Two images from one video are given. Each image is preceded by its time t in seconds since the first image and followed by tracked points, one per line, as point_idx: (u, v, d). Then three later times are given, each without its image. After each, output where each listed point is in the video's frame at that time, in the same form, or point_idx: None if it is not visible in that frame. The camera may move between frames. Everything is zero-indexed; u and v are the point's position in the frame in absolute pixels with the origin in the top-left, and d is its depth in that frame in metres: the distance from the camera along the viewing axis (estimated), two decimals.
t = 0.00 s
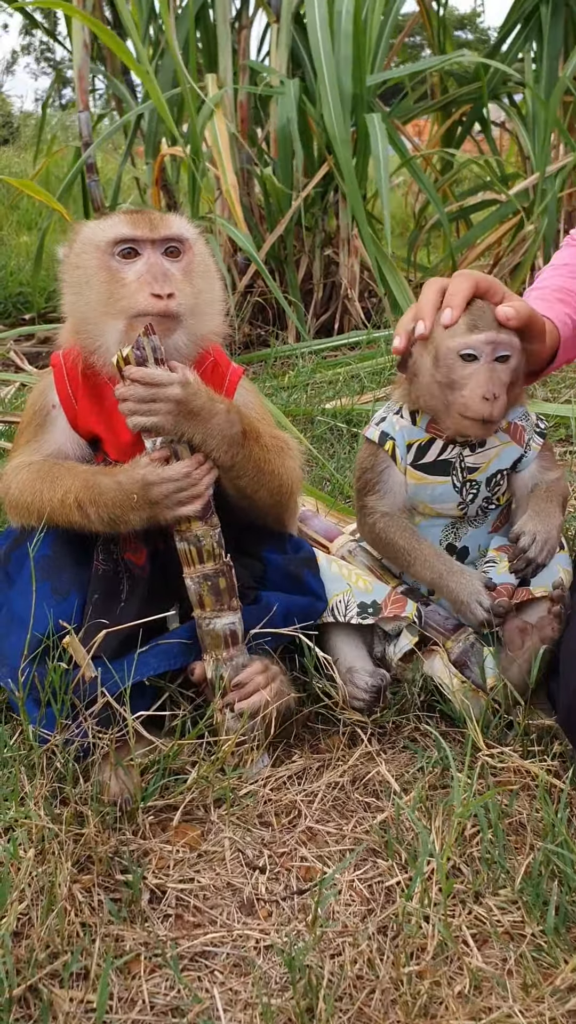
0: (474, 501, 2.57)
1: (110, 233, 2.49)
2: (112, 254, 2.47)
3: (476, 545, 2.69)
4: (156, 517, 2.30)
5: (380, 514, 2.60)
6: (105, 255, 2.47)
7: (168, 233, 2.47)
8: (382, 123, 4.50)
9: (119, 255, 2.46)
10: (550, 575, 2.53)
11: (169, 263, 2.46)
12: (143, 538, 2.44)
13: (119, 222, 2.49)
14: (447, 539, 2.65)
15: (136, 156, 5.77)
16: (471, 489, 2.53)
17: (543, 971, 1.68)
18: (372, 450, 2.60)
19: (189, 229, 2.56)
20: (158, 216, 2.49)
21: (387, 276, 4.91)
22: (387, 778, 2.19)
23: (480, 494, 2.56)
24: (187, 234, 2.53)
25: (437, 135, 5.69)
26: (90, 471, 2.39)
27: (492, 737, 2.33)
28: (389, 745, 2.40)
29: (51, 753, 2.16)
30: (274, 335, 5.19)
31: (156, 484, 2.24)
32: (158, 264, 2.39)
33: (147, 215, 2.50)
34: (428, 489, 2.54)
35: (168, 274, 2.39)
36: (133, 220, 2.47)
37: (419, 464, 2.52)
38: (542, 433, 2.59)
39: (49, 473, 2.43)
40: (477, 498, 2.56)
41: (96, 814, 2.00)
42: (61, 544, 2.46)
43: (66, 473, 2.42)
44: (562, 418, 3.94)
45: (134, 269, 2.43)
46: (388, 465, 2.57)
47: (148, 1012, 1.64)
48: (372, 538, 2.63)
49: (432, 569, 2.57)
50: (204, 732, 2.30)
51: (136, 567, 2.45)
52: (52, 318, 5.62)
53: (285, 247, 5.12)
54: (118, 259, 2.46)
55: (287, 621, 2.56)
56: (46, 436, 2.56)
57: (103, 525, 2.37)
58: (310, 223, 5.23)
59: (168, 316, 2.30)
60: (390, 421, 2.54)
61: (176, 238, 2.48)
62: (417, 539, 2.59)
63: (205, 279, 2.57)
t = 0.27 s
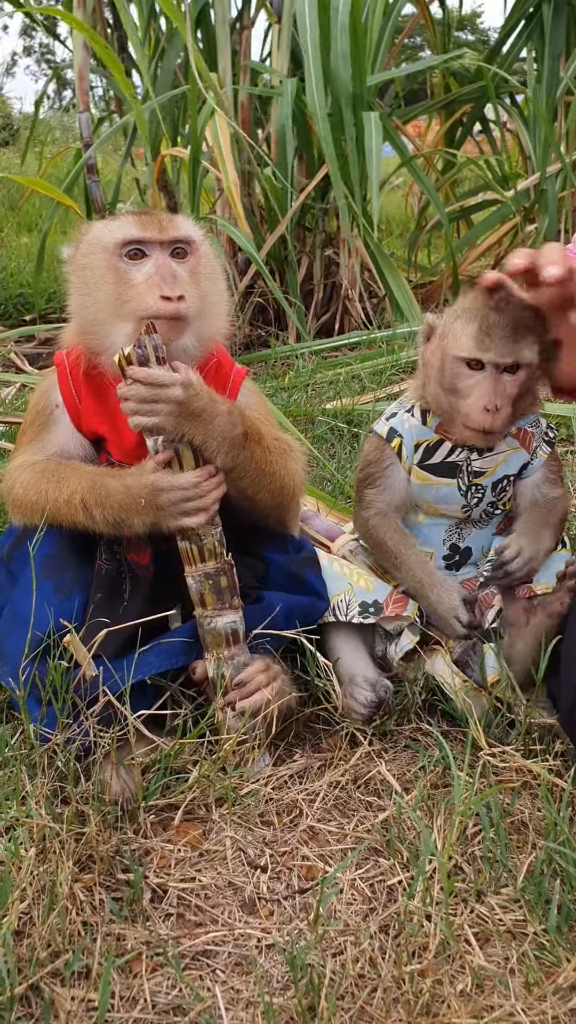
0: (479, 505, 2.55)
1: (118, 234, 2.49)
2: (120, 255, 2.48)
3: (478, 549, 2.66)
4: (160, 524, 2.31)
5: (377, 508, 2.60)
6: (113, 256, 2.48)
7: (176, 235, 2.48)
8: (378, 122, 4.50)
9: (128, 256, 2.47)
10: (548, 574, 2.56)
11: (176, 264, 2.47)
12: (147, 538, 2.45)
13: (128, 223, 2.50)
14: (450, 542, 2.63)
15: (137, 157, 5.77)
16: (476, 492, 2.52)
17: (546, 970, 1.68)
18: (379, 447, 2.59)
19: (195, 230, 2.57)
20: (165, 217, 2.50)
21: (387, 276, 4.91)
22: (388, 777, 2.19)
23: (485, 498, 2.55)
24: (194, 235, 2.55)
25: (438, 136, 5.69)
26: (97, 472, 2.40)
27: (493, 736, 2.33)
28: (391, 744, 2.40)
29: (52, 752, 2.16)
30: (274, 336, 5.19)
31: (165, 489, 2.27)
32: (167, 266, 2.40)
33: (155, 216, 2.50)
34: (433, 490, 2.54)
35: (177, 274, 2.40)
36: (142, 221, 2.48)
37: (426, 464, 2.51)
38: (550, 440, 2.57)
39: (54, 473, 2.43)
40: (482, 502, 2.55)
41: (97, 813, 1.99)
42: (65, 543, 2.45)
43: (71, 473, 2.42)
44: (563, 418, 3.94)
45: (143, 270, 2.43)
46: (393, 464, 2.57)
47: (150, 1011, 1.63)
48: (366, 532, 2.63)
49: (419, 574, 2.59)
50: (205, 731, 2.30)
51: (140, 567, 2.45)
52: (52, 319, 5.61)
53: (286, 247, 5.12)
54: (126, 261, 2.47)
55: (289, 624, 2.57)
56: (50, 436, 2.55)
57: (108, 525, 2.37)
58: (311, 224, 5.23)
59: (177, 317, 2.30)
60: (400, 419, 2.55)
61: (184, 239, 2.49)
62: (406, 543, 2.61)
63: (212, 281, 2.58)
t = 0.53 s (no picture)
0: (481, 507, 2.59)
1: (119, 233, 2.49)
2: (121, 254, 2.47)
3: (478, 545, 2.73)
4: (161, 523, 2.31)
5: (384, 519, 2.64)
6: (115, 255, 2.47)
7: (177, 233, 2.47)
8: (379, 122, 4.51)
9: (128, 255, 2.46)
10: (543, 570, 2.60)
11: (178, 264, 2.47)
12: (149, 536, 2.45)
13: (130, 222, 2.49)
14: (450, 539, 2.70)
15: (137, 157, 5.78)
16: (478, 497, 2.56)
17: (544, 965, 1.68)
18: (378, 456, 2.64)
19: (196, 228, 2.56)
20: (167, 215, 2.49)
21: (387, 275, 4.91)
22: (385, 776, 2.19)
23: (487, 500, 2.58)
24: (195, 234, 2.54)
25: (438, 136, 5.70)
26: (99, 470, 2.40)
27: (492, 733, 2.33)
28: (390, 741, 2.40)
29: (51, 749, 2.16)
30: (274, 335, 5.19)
31: (168, 488, 2.26)
32: (169, 267, 2.39)
33: (156, 215, 2.49)
34: (436, 496, 2.58)
35: (179, 274, 2.40)
36: (144, 221, 2.47)
37: (429, 471, 2.54)
38: (553, 438, 2.60)
39: (56, 471, 2.43)
40: (484, 504, 2.59)
41: (96, 809, 1.99)
42: (66, 541, 2.46)
43: (73, 471, 2.42)
44: (562, 418, 3.94)
45: (146, 270, 2.43)
46: (395, 473, 2.61)
47: (149, 1006, 1.64)
48: (377, 540, 2.68)
49: (441, 571, 2.62)
50: (204, 726, 2.30)
51: (141, 566, 2.46)
52: (52, 319, 5.62)
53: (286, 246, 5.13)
54: (128, 259, 2.46)
55: (289, 624, 2.56)
56: (49, 435, 2.56)
57: (108, 523, 2.37)
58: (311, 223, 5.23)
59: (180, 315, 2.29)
60: (400, 428, 2.57)
61: (185, 238, 2.49)
62: (425, 543, 2.64)
63: (213, 280, 2.59)
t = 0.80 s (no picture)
0: (479, 503, 2.62)
1: (120, 233, 2.49)
2: (123, 254, 2.48)
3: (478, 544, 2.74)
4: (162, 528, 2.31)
5: (382, 511, 2.65)
6: (116, 254, 2.48)
7: (178, 232, 2.49)
8: (379, 123, 4.51)
9: (130, 254, 2.48)
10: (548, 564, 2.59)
11: (179, 261, 2.48)
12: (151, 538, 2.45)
13: (131, 221, 2.50)
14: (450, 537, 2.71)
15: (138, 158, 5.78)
16: (475, 492, 2.58)
17: (547, 965, 1.69)
18: (376, 452, 2.67)
19: (197, 226, 2.57)
20: (166, 213, 2.51)
21: (389, 276, 4.92)
22: (387, 778, 2.19)
23: (485, 496, 2.61)
24: (196, 232, 2.56)
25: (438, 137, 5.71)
26: (101, 473, 2.40)
27: (495, 734, 2.33)
28: (392, 743, 2.40)
29: (54, 750, 2.17)
30: (276, 336, 5.20)
31: (168, 492, 2.27)
32: (170, 263, 2.41)
33: (156, 213, 2.51)
34: (434, 491, 2.59)
35: (180, 272, 2.40)
36: (145, 219, 2.48)
37: (426, 467, 2.55)
38: (546, 434, 2.60)
39: (57, 472, 2.43)
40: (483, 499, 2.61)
41: (99, 809, 2.00)
42: (69, 541, 2.46)
43: (75, 473, 2.42)
44: (563, 419, 3.95)
45: (147, 267, 2.44)
46: (392, 468, 2.63)
47: (152, 1007, 1.64)
48: (377, 533, 2.67)
49: (447, 544, 2.58)
50: (207, 727, 2.31)
51: (144, 568, 2.46)
52: (54, 321, 5.62)
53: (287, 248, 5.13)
54: (129, 259, 2.47)
55: (289, 626, 2.56)
56: (51, 436, 2.56)
57: (110, 525, 2.38)
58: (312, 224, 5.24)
59: (180, 313, 2.30)
60: (395, 425, 2.60)
61: (186, 236, 2.50)
62: (427, 524, 2.61)
63: (214, 278, 2.59)
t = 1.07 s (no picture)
0: (479, 503, 2.63)
1: (120, 241, 2.49)
2: (123, 262, 2.47)
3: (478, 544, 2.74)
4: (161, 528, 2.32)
5: (386, 511, 2.65)
6: (117, 264, 2.47)
7: (177, 239, 2.49)
8: (378, 124, 4.52)
9: (130, 263, 2.47)
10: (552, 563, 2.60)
11: (179, 269, 2.48)
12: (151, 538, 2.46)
13: (130, 231, 2.49)
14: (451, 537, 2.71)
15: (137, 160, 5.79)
16: (476, 493, 2.59)
17: (546, 964, 1.69)
18: (378, 450, 2.66)
19: (195, 233, 2.58)
20: (165, 221, 2.51)
21: (388, 278, 4.93)
22: (386, 777, 2.20)
23: (486, 496, 2.62)
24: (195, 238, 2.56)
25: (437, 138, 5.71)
26: (100, 473, 2.41)
27: (494, 733, 2.34)
28: (391, 743, 2.41)
29: (54, 750, 2.17)
30: (275, 337, 5.21)
31: (168, 493, 2.28)
32: (169, 271, 2.41)
33: (154, 222, 2.50)
34: (436, 490, 2.60)
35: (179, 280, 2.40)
36: (144, 227, 2.48)
37: (428, 467, 2.56)
38: (547, 436, 2.60)
39: (57, 472, 2.44)
40: (483, 500, 2.62)
41: (99, 809, 2.00)
42: (69, 541, 2.46)
43: (75, 472, 2.43)
44: (562, 419, 3.96)
45: (147, 276, 2.44)
46: (396, 466, 2.62)
47: (152, 1006, 1.64)
48: (381, 534, 2.67)
49: (449, 546, 2.58)
50: (206, 728, 2.31)
51: (144, 569, 2.47)
52: (53, 322, 5.63)
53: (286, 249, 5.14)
54: (129, 268, 2.46)
55: (289, 626, 2.57)
56: (50, 438, 2.57)
57: (109, 525, 2.38)
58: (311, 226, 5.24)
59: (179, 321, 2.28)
60: (399, 424, 2.59)
61: (185, 243, 2.50)
62: (431, 525, 2.60)
63: (214, 283, 2.60)
